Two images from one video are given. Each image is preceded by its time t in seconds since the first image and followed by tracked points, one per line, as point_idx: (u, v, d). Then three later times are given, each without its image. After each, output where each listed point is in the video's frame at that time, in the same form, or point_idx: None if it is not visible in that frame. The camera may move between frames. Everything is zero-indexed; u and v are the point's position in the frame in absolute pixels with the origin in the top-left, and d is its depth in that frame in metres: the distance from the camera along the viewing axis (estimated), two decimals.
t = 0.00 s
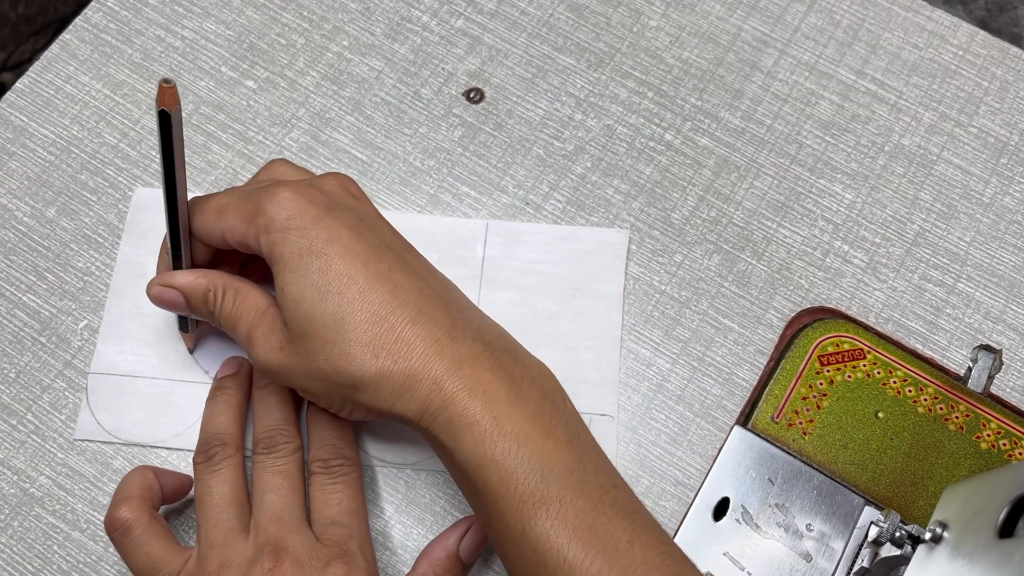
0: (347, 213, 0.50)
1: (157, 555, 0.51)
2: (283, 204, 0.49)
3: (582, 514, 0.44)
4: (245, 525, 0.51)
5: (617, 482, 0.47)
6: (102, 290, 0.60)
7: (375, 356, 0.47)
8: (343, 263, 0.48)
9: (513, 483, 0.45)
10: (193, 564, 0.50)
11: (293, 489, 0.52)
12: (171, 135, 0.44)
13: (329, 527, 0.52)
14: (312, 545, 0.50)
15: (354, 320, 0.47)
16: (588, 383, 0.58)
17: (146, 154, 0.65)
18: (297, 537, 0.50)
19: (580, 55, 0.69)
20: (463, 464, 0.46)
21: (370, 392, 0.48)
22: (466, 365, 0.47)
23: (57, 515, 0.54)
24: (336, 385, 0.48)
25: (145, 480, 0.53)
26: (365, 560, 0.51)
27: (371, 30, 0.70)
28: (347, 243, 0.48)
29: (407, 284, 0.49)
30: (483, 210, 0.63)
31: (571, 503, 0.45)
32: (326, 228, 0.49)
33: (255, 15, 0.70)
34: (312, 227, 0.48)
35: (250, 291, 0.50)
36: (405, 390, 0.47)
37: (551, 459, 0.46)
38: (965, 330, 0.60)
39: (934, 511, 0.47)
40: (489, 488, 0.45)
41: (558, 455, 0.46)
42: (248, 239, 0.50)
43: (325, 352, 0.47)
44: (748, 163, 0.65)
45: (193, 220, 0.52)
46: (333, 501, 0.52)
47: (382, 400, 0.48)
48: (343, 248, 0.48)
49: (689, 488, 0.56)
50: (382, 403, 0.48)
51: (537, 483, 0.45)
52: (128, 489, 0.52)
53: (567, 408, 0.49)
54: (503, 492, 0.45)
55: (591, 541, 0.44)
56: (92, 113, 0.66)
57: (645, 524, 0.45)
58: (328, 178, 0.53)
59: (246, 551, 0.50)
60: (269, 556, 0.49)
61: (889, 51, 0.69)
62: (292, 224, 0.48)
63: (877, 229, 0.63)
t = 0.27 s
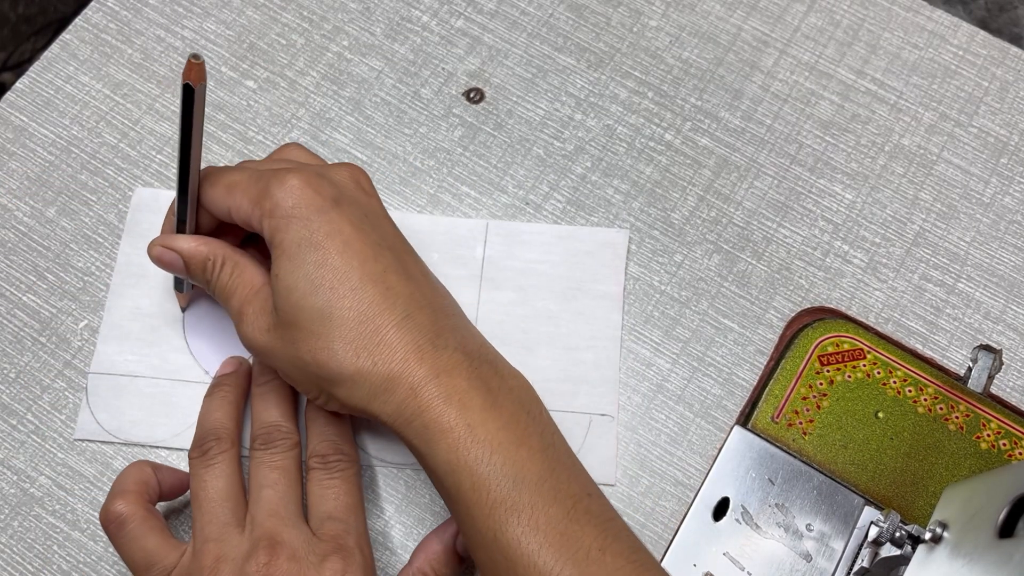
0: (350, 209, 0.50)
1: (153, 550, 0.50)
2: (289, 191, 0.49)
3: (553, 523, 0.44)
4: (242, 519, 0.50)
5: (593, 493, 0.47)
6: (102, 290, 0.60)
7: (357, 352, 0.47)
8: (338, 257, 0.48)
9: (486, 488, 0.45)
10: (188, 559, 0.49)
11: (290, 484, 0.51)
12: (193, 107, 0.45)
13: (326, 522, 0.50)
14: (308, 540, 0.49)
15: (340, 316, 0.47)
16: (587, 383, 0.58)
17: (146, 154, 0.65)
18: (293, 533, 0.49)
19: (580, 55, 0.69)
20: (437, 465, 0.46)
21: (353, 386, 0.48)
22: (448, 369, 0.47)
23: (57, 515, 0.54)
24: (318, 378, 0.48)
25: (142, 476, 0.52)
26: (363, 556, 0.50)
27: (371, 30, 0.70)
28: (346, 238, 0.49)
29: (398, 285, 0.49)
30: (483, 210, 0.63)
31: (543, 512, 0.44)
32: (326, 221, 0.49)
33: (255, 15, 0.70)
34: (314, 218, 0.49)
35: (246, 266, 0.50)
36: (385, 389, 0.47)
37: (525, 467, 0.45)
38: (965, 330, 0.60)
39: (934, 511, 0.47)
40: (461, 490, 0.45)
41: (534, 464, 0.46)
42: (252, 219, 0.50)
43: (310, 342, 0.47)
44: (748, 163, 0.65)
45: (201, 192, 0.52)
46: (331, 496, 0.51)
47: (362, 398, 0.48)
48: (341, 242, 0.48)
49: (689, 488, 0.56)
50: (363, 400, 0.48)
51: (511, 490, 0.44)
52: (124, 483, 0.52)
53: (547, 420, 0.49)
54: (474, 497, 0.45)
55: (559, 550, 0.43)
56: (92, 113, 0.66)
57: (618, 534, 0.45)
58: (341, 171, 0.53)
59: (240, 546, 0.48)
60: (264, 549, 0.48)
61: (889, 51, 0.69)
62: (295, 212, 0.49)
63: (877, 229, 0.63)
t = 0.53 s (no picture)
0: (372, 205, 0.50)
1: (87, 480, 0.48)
2: (314, 182, 0.49)
3: (558, 525, 0.44)
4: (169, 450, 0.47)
5: (594, 495, 0.47)
6: (102, 290, 0.60)
7: (369, 346, 0.47)
8: (359, 251, 0.48)
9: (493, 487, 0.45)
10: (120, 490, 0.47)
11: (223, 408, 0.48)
12: (227, 91, 0.46)
13: (252, 446, 0.47)
14: (227, 463, 0.46)
15: (355, 310, 0.47)
16: (587, 382, 0.58)
17: (146, 154, 0.65)
18: (207, 455, 0.45)
19: (580, 55, 0.69)
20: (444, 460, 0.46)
21: (365, 378, 0.47)
22: (460, 368, 0.47)
23: (58, 515, 0.54)
24: (328, 368, 0.48)
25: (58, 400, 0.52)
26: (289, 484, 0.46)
27: (371, 30, 0.70)
28: (368, 233, 0.49)
29: (414, 284, 0.49)
30: (483, 210, 0.63)
31: (548, 513, 0.44)
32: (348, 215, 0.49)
33: (255, 15, 0.70)
34: (339, 211, 0.48)
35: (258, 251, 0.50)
36: (395, 384, 0.47)
37: (530, 468, 0.45)
38: (965, 330, 0.60)
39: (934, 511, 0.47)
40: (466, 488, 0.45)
41: (540, 466, 0.46)
42: (274, 205, 0.49)
43: (325, 333, 0.47)
44: (748, 163, 0.65)
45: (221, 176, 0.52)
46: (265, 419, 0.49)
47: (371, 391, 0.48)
48: (363, 237, 0.48)
49: (689, 487, 0.56)
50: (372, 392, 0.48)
51: (517, 490, 0.45)
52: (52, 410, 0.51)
53: (552, 422, 0.49)
54: (481, 494, 0.45)
55: (562, 551, 0.43)
56: (92, 113, 0.66)
57: (619, 536, 0.45)
58: (363, 165, 0.53)
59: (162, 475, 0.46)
60: (176, 477, 0.44)
61: (889, 51, 0.69)
62: (319, 203, 0.48)
63: (877, 229, 0.63)
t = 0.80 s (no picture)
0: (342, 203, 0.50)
1: (122, 492, 0.50)
2: (279, 189, 0.49)
3: (563, 510, 0.44)
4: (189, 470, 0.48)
5: (600, 474, 0.47)
6: (102, 290, 0.60)
7: (361, 343, 0.47)
8: (334, 250, 0.48)
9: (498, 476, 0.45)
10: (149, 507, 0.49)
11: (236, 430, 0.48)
12: (168, 121, 0.45)
13: (269, 470, 0.47)
14: (246, 484, 0.46)
15: (341, 309, 0.47)
16: (587, 382, 0.58)
17: (146, 154, 0.65)
18: (227, 477, 0.46)
19: (580, 55, 0.69)
20: (448, 452, 0.46)
21: (359, 377, 0.47)
22: (457, 354, 0.47)
23: (58, 515, 0.54)
24: (323, 373, 0.48)
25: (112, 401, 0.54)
26: (306, 502, 0.47)
27: (371, 30, 0.70)
28: (342, 232, 0.48)
29: (399, 274, 0.49)
30: (483, 210, 0.63)
31: (555, 497, 0.44)
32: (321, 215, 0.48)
33: (255, 15, 0.70)
34: (307, 215, 0.48)
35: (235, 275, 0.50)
36: (393, 378, 0.47)
37: (534, 453, 0.45)
38: (965, 330, 0.60)
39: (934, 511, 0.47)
40: (470, 479, 0.45)
41: (544, 449, 0.46)
42: (245, 223, 0.50)
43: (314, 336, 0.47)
44: (748, 163, 0.65)
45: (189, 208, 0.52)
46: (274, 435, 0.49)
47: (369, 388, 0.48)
48: (336, 237, 0.48)
49: (689, 487, 0.56)
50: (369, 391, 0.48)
51: (522, 477, 0.45)
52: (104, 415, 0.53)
53: (551, 402, 0.49)
54: (486, 484, 0.45)
55: (571, 536, 0.43)
56: (92, 113, 0.66)
57: (626, 515, 0.45)
58: (327, 166, 0.52)
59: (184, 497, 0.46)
60: (201, 501, 0.45)
61: (889, 51, 0.69)
62: (288, 209, 0.48)
63: (877, 229, 0.63)
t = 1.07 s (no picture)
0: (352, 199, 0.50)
1: (111, 491, 0.50)
2: (291, 180, 0.49)
3: (551, 516, 0.44)
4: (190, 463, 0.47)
5: (589, 486, 0.46)
6: (102, 290, 0.60)
7: (355, 342, 0.47)
8: (338, 246, 0.48)
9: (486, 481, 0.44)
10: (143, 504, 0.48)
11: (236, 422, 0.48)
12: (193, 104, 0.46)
13: (272, 464, 0.47)
14: (249, 477, 0.46)
15: (340, 305, 0.47)
16: (587, 382, 0.58)
17: (146, 154, 0.65)
18: (230, 470, 0.46)
19: (580, 55, 0.69)
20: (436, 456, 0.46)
21: (352, 375, 0.47)
22: (448, 360, 0.47)
23: (58, 516, 0.54)
24: (317, 368, 0.48)
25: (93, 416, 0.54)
26: (308, 495, 0.47)
27: (371, 30, 0.70)
28: (348, 228, 0.48)
29: (400, 275, 0.49)
30: (483, 210, 0.63)
31: (542, 506, 0.44)
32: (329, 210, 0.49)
33: (255, 15, 0.70)
34: (317, 208, 0.48)
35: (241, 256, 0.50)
36: (383, 380, 0.47)
37: (523, 461, 0.45)
38: (965, 330, 0.60)
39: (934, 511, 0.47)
40: (457, 483, 0.45)
41: (533, 457, 0.45)
42: (255, 211, 0.50)
43: (310, 331, 0.47)
44: (748, 163, 0.65)
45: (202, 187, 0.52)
46: (277, 428, 0.49)
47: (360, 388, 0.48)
48: (343, 232, 0.48)
49: (689, 487, 0.56)
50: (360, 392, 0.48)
51: (510, 483, 0.44)
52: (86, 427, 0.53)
53: (545, 412, 0.48)
54: (474, 488, 0.45)
55: (557, 544, 0.43)
56: (92, 113, 0.66)
57: (614, 527, 0.45)
58: (342, 162, 0.53)
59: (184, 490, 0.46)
60: (204, 494, 0.45)
61: (889, 51, 0.69)
62: (298, 201, 0.48)
63: (877, 229, 0.63)
